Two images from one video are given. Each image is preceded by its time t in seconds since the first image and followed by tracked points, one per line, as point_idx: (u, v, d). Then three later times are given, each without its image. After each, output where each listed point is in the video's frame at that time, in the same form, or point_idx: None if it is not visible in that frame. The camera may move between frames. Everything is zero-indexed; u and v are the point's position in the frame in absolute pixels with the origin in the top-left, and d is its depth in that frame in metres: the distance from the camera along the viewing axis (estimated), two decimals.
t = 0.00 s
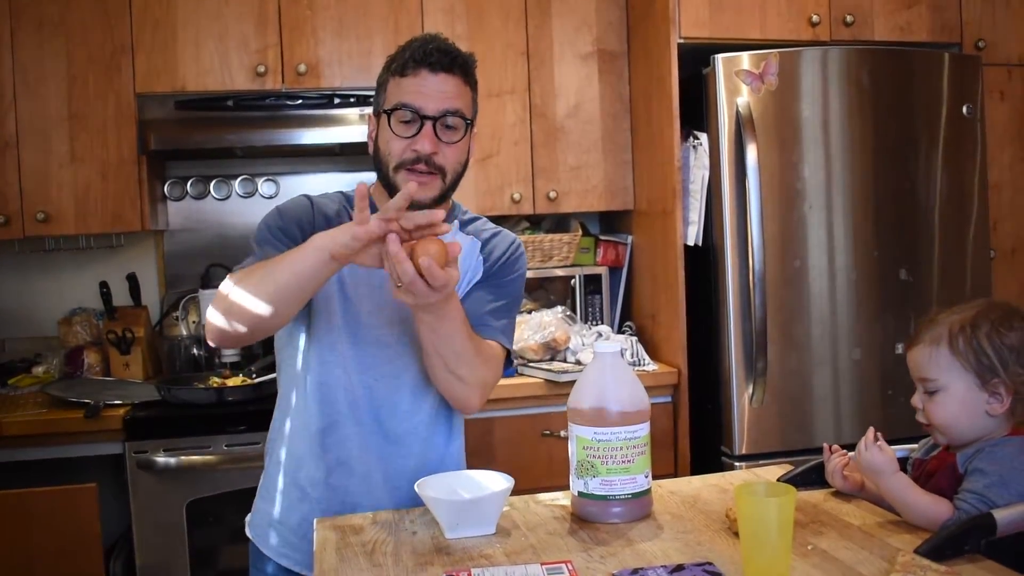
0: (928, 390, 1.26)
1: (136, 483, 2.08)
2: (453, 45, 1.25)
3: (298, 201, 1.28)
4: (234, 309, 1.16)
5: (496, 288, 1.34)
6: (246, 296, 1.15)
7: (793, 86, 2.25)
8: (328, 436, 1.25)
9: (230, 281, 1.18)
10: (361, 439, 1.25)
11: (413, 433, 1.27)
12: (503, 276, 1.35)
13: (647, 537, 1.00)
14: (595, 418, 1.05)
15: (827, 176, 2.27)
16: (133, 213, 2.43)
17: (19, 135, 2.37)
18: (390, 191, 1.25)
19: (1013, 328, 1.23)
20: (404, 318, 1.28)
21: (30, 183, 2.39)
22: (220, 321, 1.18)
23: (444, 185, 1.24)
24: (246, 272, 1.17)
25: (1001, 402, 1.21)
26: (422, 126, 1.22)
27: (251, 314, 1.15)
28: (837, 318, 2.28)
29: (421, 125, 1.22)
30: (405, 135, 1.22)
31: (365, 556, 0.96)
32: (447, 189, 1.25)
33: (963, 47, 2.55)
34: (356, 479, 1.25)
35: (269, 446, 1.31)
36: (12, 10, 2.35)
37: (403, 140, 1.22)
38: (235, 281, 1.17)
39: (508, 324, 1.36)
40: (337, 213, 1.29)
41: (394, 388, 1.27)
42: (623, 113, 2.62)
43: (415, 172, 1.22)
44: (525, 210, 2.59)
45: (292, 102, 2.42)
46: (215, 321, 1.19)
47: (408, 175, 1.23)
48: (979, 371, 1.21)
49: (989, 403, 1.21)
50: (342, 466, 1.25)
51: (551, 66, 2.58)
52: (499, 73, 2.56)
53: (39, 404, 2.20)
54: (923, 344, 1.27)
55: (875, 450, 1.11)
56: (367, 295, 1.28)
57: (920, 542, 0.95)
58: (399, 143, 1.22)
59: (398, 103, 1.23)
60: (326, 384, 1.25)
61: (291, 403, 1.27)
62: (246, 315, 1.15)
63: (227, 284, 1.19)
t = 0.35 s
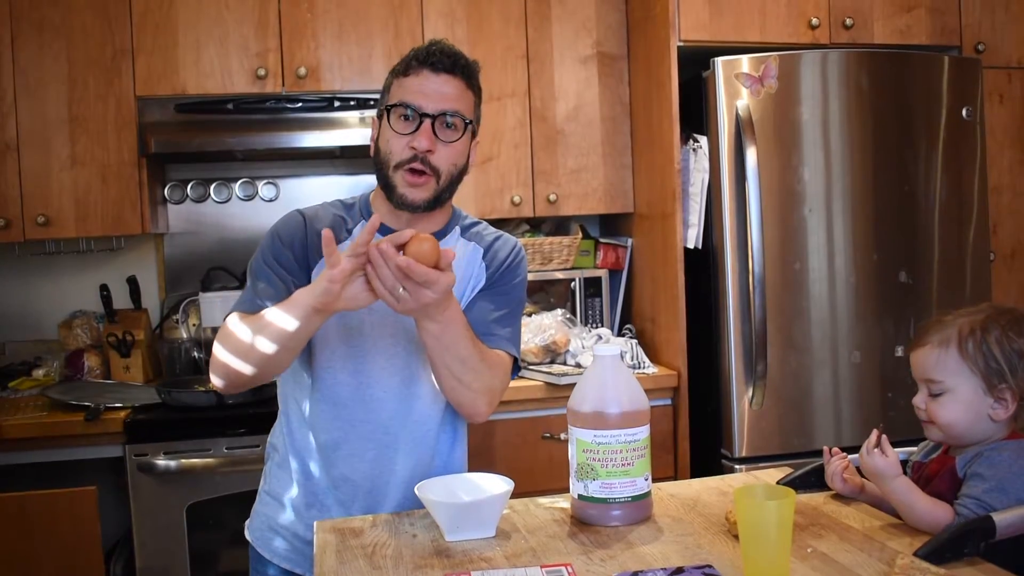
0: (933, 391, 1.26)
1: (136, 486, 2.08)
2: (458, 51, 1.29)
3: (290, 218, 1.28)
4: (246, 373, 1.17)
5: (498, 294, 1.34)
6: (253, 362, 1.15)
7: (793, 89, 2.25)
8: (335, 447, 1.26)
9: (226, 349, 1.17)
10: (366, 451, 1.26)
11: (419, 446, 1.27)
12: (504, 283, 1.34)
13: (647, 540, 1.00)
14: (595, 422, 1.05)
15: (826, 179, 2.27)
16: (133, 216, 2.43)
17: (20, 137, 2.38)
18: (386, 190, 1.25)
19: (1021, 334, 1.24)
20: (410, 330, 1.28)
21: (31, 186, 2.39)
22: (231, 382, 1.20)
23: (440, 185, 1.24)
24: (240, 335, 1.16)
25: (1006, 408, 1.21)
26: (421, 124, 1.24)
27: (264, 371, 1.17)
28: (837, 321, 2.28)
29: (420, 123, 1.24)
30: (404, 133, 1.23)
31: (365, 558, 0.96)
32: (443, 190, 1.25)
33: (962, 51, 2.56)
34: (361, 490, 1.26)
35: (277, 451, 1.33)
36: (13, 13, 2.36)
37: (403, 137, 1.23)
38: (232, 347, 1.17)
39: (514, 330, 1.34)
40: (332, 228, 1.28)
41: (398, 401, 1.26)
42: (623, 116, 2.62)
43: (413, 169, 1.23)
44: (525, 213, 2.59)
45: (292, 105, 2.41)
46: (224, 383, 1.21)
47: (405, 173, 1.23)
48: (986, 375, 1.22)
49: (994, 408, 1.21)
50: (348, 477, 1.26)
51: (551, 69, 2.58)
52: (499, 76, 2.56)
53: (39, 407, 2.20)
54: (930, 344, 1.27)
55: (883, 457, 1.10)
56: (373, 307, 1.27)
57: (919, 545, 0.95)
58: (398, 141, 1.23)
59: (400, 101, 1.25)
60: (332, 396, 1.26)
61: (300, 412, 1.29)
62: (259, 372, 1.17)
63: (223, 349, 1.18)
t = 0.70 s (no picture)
0: (932, 390, 1.26)
1: (136, 487, 2.08)
2: (464, 60, 1.27)
3: (290, 228, 1.27)
4: (287, 391, 1.17)
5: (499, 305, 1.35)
6: (297, 380, 1.15)
7: (793, 91, 2.25)
8: (336, 453, 1.26)
9: (267, 367, 1.17)
10: (369, 457, 1.26)
11: (421, 451, 1.28)
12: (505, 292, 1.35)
13: (647, 542, 1.00)
14: (596, 424, 1.04)
15: (827, 181, 2.27)
16: (134, 217, 2.44)
17: (21, 139, 2.38)
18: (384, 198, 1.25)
19: None
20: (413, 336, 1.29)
21: (32, 188, 2.39)
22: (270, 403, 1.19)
23: (438, 197, 1.24)
24: (283, 354, 1.16)
25: (1005, 411, 1.21)
26: (421, 134, 1.23)
27: (305, 389, 1.17)
28: (837, 322, 2.28)
29: (421, 133, 1.23)
30: (405, 142, 1.23)
31: (366, 560, 0.96)
32: (440, 201, 1.25)
33: (962, 53, 2.56)
34: (363, 494, 1.26)
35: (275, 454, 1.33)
36: (13, 15, 2.37)
37: (402, 146, 1.23)
38: (274, 365, 1.16)
39: (513, 339, 1.35)
40: (334, 236, 1.28)
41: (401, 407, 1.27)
42: (623, 118, 2.62)
43: (411, 179, 1.22)
44: (526, 215, 2.59)
45: (293, 107, 2.42)
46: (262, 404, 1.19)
47: (403, 183, 1.23)
48: (987, 377, 1.22)
49: (993, 411, 1.22)
50: (351, 482, 1.26)
51: (551, 71, 2.59)
52: (500, 78, 2.56)
53: (40, 408, 2.20)
54: (933, 343, 1.27)
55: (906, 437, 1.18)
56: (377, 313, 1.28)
57: (919, 546, 0.95)
58: (398, 150, 1.23)
59: (402, 108, 1.24)
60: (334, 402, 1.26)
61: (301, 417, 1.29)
62: (300, 391, 1.17)
63: (265, 368, 1.17)
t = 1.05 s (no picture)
0: (933, 388, 1.26)
1: (136, 488, 2.08)
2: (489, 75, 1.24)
3: (280, 234, 1.25)
4: (316, 400, 1.14)
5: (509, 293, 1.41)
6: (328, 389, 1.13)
7: (792, 89, 2.25)
8: (341, 451, 1.25)
9: (295, 379, 1.13)
10: (374, 455, 1.26)
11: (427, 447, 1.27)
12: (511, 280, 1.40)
13: (647, 540, 1.00)
14: (596, 423, 1.04)
15: (826, 179, 2.27)
16: (134, 218, 2.44)
17: (21, 141, 2.38)
18: (411, 216, 1.23)
19: None
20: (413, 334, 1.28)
21: (32, 189, 2.39)
22: (293, 411, 1.15)
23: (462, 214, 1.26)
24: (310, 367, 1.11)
25: (1005, 410, 1.21)
26: (461, 162, 1.21)
27: (331, 395, 1.14)
28: (837, 320, 2.28)
29: (460, 160, 1.20)
30: (442, 168, 1.20)
31: (366, 560, 0.96)
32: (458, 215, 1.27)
33: (961, 51, 2.56)
34: (370, 492, 1.26)
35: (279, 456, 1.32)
36: (13, 17, 2.37)
37: (440, 172, 1.20)
38: (302, 377, 1.12)
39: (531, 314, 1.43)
40: (325, 238, 1.27)
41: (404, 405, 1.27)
42: (622, 117, 2.62)
43: (445, 203, 1.22)
44: (525, 214, 2.59)
45: (292, 107, 2.42)
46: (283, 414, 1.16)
47: (436, 205, 1.22)
48: (988, 375, 1.22)
49: (993, 409, 1.21)
50: (357, 481, 1.26)
51: (550, 71, 2.59)
52: (499, 78, 2.56)
53: (41, 410, 2.20)
54: (934, 340, 1.26)
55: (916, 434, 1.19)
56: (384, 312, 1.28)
57: (919, 543, 0.95)
58: (434, 173, 1.20)
59: (441, 134, 1.20)
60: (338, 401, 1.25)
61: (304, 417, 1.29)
62: (327, 398, 1.15)
63: (293, 381, 1.13)
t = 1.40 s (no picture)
0: (931, 384, 1.26)
1: (137, 491, 2.08)
2: (474, 70, 1.27)
3: (284, 237, 1.25)
4: (326, 408, 1.12)
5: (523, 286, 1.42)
6: (338, 397, 1.10)
7: (790, 88, 2.25)
8: (344, 453, 1.26)
9: (304, 388, 1.11)
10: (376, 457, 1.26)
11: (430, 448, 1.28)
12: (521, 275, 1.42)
13: (647, 541, 1.00)
14: (595, 425, 1.04)
15: (824, 178, 2.27)
16: (133, 222, 2.44)
17: (19, 145, 2.38)
18: (385, 203, 1.25)
19: None
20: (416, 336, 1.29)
21: (31, 193, 2.39)
22: (302, 418, 1.14)
23: (442, 207, 1.25)
24: (320, 377, 1.09)
25: (1003, 408, 1.21)
26: (429, 146, 1.24)
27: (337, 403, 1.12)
28: (837, 319, 2.29)
29: (428, 145, 1.24)
30: (410, 151, 1.24)
31: (367, 562, 0.96)
32: (443, 212, 1.26)
33: (958, 49, 2.56)
34: (371, 494, 1.26)
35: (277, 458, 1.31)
36: (10, 20, 2.37)
37: (407, 155, 1.24)
38: (311, 387, 1.10)
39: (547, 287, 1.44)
40: (329, 241, 1.27)
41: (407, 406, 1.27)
42: (620, 117, 2.62)
43: (415, 187, 1.23)
44: (524, 215, 2.59)
45: (291, 109, 2.42)
46: (291, 420, 1.14)
47: (406, 191, 1.24)
48: (986, 373, 1.22)
49: (989, 407, 1.22)
50: (359, 482, 1.26)
51: (548, 72, 2.59)
52: (497, 79, 2.56)
53: (41, 414, 2.20)
54: (934, 337, 1.27)
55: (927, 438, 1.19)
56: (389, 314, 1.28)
57: (919, 542, 0.95)
58: (403, 157, 1.24)
59: (410, 118, 1.25)
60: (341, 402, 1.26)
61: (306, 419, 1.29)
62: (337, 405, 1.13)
63: (303, 390, 1.11)
